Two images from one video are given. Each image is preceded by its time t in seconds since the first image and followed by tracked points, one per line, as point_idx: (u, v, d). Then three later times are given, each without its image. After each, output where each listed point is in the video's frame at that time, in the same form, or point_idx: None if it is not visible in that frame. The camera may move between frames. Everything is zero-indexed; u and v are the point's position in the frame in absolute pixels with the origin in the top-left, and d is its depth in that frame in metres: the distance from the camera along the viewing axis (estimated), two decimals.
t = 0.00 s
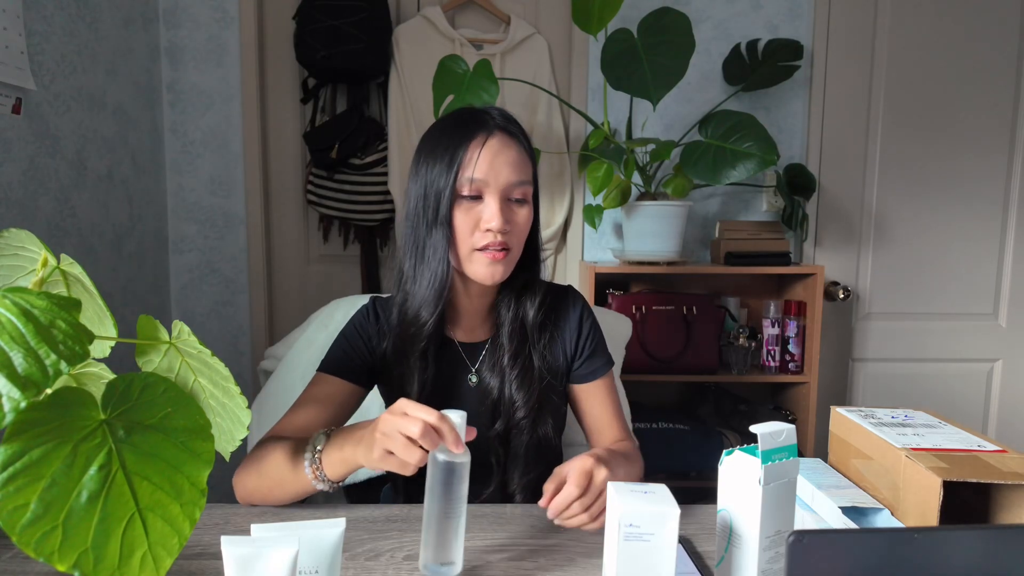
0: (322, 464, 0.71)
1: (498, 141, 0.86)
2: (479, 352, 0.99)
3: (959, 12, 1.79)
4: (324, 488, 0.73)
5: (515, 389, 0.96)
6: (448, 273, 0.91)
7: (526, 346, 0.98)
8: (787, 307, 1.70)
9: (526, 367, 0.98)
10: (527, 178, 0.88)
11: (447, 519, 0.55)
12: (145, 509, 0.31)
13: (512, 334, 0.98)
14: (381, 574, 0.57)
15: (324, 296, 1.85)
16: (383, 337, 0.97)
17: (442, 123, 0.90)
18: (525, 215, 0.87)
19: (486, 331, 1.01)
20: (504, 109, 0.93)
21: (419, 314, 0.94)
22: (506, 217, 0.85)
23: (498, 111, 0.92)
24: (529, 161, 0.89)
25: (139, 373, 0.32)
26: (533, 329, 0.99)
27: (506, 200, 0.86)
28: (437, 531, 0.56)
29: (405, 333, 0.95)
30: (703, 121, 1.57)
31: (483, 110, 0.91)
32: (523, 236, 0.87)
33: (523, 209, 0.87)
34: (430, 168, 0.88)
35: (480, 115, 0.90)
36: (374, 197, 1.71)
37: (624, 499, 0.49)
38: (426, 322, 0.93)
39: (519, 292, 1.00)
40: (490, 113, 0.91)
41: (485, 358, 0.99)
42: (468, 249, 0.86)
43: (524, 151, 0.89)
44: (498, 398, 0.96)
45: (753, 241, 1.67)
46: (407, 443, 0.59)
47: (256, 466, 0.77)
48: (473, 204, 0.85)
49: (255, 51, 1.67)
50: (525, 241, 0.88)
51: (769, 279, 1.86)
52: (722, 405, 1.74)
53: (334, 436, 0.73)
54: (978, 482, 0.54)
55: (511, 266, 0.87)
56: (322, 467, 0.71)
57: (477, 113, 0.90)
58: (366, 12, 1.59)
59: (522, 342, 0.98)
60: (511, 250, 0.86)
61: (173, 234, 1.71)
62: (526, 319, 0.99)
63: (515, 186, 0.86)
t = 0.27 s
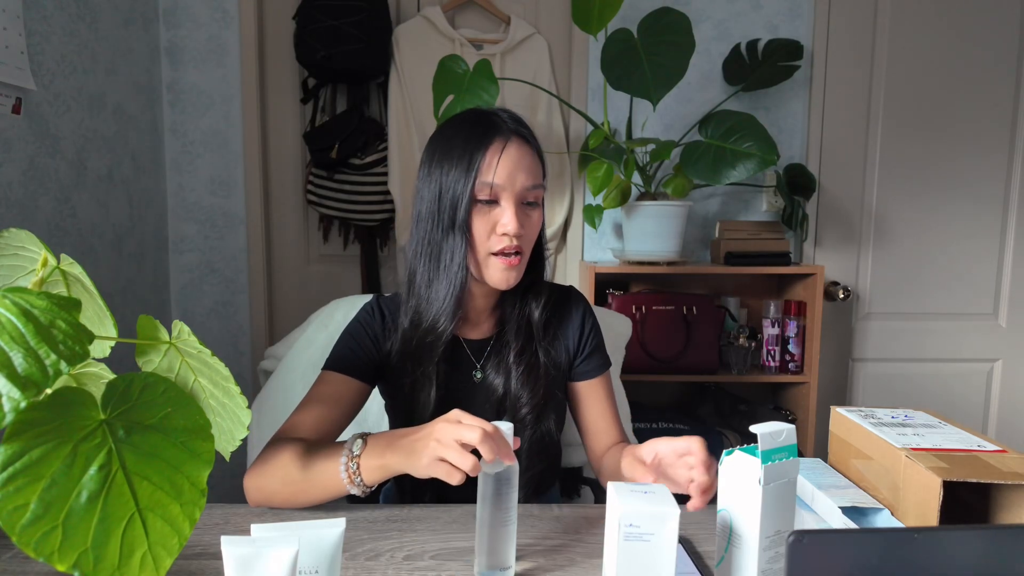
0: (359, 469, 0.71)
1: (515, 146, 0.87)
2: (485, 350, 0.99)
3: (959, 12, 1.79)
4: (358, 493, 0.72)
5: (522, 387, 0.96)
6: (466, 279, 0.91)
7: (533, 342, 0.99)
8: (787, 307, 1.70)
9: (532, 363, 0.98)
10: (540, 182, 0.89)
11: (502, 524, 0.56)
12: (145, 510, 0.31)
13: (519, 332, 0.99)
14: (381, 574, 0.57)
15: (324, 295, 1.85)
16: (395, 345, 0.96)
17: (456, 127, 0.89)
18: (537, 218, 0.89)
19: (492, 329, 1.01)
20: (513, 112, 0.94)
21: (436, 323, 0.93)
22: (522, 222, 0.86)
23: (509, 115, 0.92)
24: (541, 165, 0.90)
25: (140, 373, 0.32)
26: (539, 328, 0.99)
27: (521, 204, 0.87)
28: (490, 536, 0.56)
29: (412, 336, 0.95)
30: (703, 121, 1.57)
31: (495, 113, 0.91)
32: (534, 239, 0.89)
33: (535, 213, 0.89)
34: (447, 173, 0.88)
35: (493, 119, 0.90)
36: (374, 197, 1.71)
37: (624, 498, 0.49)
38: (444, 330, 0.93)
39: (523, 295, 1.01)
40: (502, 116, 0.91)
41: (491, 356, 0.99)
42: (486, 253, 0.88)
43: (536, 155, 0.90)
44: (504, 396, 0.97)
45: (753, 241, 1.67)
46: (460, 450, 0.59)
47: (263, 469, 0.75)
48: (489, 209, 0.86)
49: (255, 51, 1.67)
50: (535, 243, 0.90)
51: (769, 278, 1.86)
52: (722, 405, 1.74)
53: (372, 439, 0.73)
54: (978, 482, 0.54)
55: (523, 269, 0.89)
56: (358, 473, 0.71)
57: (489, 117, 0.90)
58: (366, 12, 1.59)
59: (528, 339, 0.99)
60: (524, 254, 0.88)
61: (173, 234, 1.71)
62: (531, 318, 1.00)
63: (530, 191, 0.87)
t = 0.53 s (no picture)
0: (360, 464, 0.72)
1: (525, 149, 0.87)
2: (493, 346, 1.00)
3: (958, 12, 1.79)
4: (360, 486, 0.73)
5: (529, 384, 0.97)
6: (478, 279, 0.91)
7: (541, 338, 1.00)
8: (787, 307, 1.70)
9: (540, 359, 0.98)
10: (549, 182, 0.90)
11: (504, 523, 0.56)
12: (145, 510, 0.31)
13: (527, 328, 0.99)
14: (381, 574, 0.57)
15: (324, 295, 1.85)
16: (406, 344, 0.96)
17: (466, 130, 0.89)
18: (547, 219, 0.89)
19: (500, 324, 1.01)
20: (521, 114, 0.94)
21: (448, 323, 0.93)
22: (533, 222, 0.86)
23: (518, 117, 0.92)
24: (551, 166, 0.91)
25: (140, 373, 0.32)
26: (548, 326, 1.00)
27: (532, 205, 0.87)
28: (494, 535, 0.56)
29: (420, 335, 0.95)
30: (703, 121, 1.57)
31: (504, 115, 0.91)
32: (544, 239, 0.90)
33: (546, 213, 0.89)
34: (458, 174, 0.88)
35: (503, 121, 0.90)
36: (374, 197, 1.71)
37: (624, 499, 0.49)
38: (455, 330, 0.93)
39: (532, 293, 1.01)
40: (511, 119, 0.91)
41: (500, 353, 0.99)
42: (498, 253, 0.88)
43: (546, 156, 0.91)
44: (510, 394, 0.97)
45: (753, 241, 1.67)
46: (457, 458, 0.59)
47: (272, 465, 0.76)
48: (501, 210, 0.86)
49: (255, 50, 1.67)
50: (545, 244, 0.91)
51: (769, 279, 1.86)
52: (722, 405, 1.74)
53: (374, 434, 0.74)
54: (978, 483, 0.54)
55: (533, 269, 0.89)
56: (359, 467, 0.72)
57: (499, 119, 0.90)
58: (366, 12, 1.59)
59: (536, 337, 0.99)
60: (534, 254, 0.88)
61: (173, 234, 1.71)
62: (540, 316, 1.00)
63: (540, 191, 0.88)
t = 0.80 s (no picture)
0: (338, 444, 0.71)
1: (528, 147, 0.87)
2: (501, 346, 1.00)
3: (958, 12, 1.79)
4: (342, 465, 0.72)
5: (537, 387, 0.96)
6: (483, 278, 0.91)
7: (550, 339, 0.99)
8: (787, 307, 1.70)
9: (548, 360, 0.98)
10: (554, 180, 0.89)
11: (504, 523, 0.56)
12: (145, 510, 0.31)
13: (536, 327, 0.98)
14: (381, 574, 0.57)
15: (324, 295, 1.85)
16: (412, 344, 0.96)
17: (470, 130, 0.89)
18: (553, 216, 0.88)
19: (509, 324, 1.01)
20: (525, 113, 0.94)
21: (453, 323, 0.93)
22: (538, 220, 0.86)
23: (521, 115, 0.92)
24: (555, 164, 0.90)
25: (140, 373, 0.32)
26: (556, 326, 0.99)
27: (536, 203, 0.87)
28: (494, 535, 0.56)
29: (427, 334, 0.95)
30: (704, 121, 1.57)
31: (507, 114, 0.91)
32: (551, 237, 0.89)
33: (551, 211, 0.88)
34: (461, 175, 0.88)
35: (506, 120, 0.90)
36: (374, 198, 1.71)
37: (624, 498, 0.49)
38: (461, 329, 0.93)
39: (541, 291, 1.00)
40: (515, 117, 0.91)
41: (509, 353, 0.99)
42: (502, 252, 0.87)
43: (550, 153, 0.90)
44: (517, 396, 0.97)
45: (753, 241, 1.67)
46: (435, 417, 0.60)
47: (275, 463, 0.79)
48: (505, 208, 0.86)
49: (255, 50, 1.67)
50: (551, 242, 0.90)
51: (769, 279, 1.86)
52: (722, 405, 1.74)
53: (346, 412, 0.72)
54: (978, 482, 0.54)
55: (539, 267, 0.89)
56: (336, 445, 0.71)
57: (502, 118, 0.90)
58: (366, 12, 1.59)
59: (546, 337, 0.98)
60: (540, 252, 0.88)
61: (173, 234, 1.71)
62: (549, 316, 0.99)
63: (544, 189, 0.87)
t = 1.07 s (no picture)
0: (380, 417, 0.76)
1: (518, 146, 0.86)
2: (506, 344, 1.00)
3: (958, 12, 1.79)
4: (384, 438, 0.77)
5: (541, 385, 0.97)
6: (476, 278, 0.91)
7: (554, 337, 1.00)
8: (787, 307, 1.70)
9: (552, 358, 0.99)
10: (547, 178, 0.87)
11: (504, 523, 0.56)
12: (144, 510, 0.31)
13: (537, 326, 0.99)
14: (381, 574, 0.57)
15: (324, 295, 1.85)
16: (413, 346, 0.97)
17: (461, 133, 0.90)
18: (548, 214, 0.86)
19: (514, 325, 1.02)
20: (519, 112, 0.93)
21: (448, 323, 0.93)
22: (530, 219, 0.84)
23: (512, 115, 0.91)
24: (548, 163, 0.89)
25: (139, 373, 0.32)
26: (558, 322, 1.00)
27: (528, 201, 0.85)
28: (494, 535, 0.56)
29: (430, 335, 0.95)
30: (703, 121, 1.57)
31: (498, 115, 0.91)
32: (547, 235, 0.87)
33: (546, 208, 0.87)
34: (452, 178, 0.88)
35: (496, 121, 0.90)
36: (374, 198, 1.71)
37: (624, 498, 0.49)
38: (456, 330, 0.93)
39: (543, 288, 1.00)
40: (506, 117, 0.91)
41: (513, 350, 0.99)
42: (495, 253, 0.87)
43: (543, 152, 0.89)
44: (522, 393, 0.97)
45: (753, 241, 1.67)
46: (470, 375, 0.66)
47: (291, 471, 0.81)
48: (496, 209, 0.85)
49: (255, 50, 1.67)
50: (548, 240, 0.88)
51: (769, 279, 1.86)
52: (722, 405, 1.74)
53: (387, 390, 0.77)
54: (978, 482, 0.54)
55: (536, 267, 0.87)
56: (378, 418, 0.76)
57: (492, 119, 0.90)
58: (366, 12, 1.59)
59: (548, 335, 0.99)
60: (536, 251, 0.86)
61: (173, 234, 1.71)
62: (551, 313, 1.00)
63: (536, 187, 0.86)
